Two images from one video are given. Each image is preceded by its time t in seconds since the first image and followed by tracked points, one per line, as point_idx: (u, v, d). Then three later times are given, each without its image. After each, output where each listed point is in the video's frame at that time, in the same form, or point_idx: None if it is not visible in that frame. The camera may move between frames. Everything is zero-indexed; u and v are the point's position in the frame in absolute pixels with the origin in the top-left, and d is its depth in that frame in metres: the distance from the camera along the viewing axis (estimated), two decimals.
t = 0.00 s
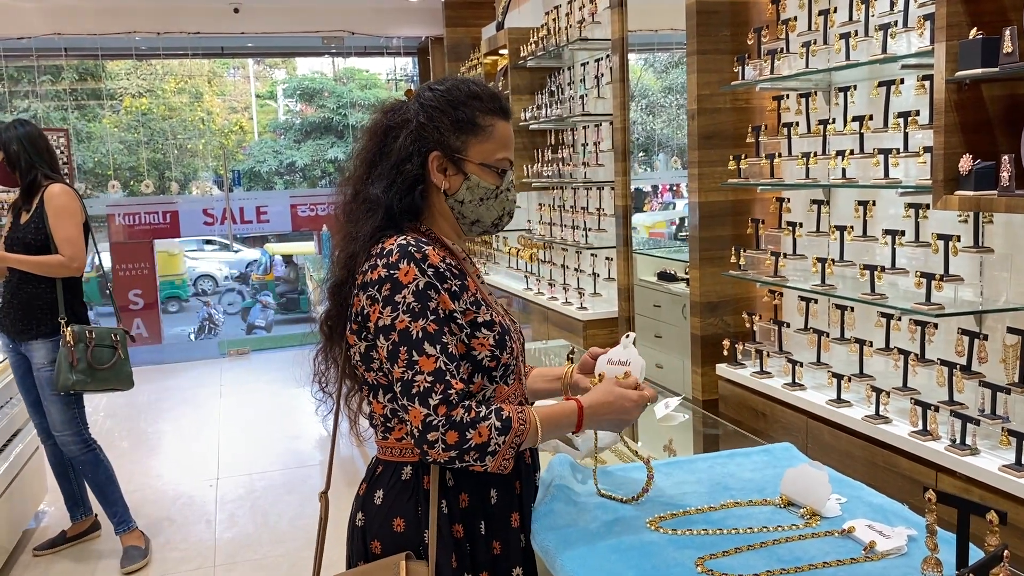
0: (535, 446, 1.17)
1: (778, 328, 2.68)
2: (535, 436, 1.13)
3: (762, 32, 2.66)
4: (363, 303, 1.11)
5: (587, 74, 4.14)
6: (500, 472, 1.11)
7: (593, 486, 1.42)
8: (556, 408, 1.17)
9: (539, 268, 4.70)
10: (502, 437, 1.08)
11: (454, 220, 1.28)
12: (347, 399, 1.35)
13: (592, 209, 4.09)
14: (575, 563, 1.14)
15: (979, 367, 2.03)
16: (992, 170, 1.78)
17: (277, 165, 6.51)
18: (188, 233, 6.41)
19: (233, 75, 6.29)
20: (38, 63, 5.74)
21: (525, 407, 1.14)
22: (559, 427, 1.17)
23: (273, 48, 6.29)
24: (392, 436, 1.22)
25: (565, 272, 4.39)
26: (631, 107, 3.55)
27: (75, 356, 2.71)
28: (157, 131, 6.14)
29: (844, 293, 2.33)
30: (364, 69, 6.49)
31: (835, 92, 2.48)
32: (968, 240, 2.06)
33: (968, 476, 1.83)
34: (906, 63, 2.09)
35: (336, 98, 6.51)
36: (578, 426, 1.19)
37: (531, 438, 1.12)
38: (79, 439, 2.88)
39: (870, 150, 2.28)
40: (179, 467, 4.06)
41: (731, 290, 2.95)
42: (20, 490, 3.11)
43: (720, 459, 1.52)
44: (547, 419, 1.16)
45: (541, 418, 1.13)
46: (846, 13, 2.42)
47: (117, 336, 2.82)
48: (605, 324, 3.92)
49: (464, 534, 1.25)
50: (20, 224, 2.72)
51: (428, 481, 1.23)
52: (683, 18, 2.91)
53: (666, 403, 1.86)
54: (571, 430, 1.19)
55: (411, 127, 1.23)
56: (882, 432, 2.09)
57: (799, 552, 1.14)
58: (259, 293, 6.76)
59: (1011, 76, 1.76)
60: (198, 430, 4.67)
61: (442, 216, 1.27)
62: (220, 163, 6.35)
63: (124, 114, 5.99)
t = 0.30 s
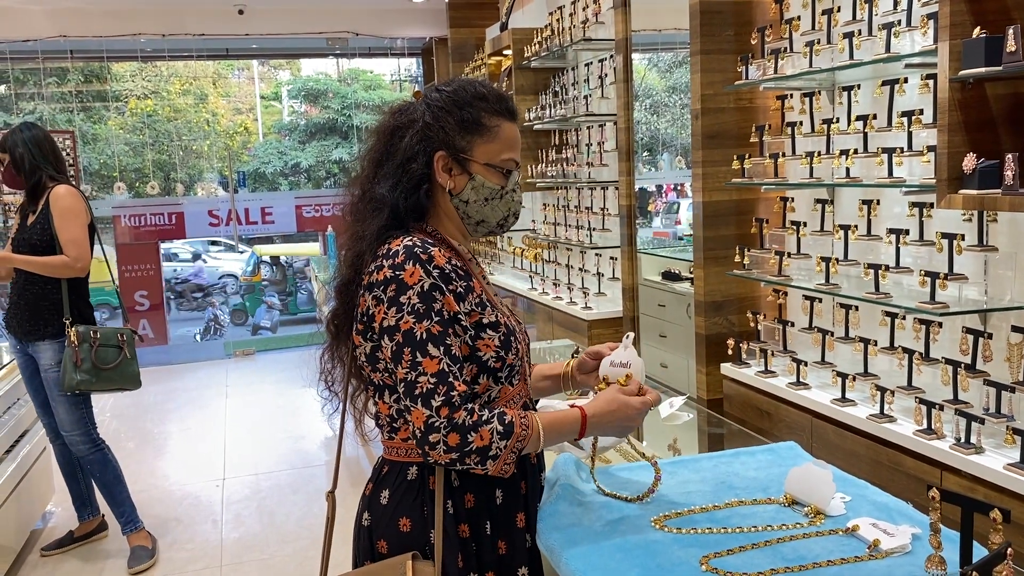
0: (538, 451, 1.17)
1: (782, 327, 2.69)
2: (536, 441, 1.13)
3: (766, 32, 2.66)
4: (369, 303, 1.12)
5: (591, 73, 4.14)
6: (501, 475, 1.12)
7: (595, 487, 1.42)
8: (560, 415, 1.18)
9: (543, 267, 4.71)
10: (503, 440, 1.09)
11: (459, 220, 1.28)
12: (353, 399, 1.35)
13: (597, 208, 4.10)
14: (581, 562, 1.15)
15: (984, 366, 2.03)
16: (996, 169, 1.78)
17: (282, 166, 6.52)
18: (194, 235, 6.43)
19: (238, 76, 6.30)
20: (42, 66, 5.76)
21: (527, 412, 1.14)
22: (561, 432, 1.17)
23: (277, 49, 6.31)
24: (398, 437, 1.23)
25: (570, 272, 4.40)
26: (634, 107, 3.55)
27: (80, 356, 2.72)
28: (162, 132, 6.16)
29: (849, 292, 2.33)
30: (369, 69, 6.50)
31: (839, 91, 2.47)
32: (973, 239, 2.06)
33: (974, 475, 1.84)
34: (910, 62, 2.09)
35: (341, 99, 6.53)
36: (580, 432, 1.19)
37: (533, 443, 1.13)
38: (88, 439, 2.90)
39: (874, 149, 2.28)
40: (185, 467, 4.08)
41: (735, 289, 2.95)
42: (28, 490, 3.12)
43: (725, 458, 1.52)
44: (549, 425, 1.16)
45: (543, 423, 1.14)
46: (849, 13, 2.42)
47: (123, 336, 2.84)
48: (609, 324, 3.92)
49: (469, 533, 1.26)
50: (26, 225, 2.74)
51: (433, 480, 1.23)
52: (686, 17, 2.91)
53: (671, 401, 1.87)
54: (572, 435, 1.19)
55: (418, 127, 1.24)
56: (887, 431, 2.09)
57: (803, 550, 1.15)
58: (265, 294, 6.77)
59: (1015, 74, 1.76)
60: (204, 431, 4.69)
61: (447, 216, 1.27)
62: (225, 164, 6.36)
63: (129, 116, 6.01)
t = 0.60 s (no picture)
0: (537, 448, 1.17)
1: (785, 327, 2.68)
2: (535, 439, 1.14)
3: (767, 30, 2.66)
4: (370, 301, 1.12)
5: (593, 73, 4.15)
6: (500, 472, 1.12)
7: (597, 486, 1.42)
8: (559, 413, 1.17)
9: (546, 267, 4.72)
10: (502, 438, 1.09)
11: (460, 219, 1.28)
12: (355, 397, 1.36)
13: (599, 208, 4.10)
14: (583, 561, 1.15)
15: (988, 364, 2.03)
16: (999, 166, 1.77)
17: (285, 166, 6.53)
18: (197, 236, 6.44)
19: (240, 77, 6.31)
20: (45, 68, 5.77)
21: (526, 411, 1.14)
22: (560, 430, 1.17)
23: (279, 50, 6.31)
24: (401, 436, 1.23)
25: (572, 272, 4.42)
26: (635, 105, 3.56)
27: (85, 355, 2.73)
28: (165, 133, 6.17)
29: (851, 290, 2.33)
30: (371, 70, 6.52)
31: (841, 89, 2.47)
32: (975, 237, 2.06)
33: (977, 473, 1.83)
34: (912, 60, 2.09)
35: (343, 100, 6.54)
36: (578, 429, 1.19)
37: (532, 440, 1.13)
38: (95, 439, 2.90)
39: (876, 148, 2.28)
40: (188, 468, 4.09)
41: (738, 289, 2.95)
42: (31, 491, 3.13)
43: (728, 456, 1.52)
44: (548, 423, 1.16)
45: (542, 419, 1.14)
46: (851, 11, 2.42)
47: (128, 335, 2.84)
48: (611, 323, 3.93)
49: (472, 533, 1.26)
50: (31, 226, 2.75)
51: (435, 480, 1.23)
52: (688, 17, 2.91)
53: (673, 400, 1.87)
54: (572, 433, 1.19)
55: (420, 125, 1.24)
56: (890, 429, 2.09)
57: (805, 548, 1.15)
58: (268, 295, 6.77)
59: (1017, 72, 1.75)
60: (208, 431, 4.70)
61: (448, 215, 1.27)
62: (228, 165, 6.38)
63: (133, 117, 6.03)
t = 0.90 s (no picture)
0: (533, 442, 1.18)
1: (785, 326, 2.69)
2: (530, 433, 1.15)
3: (767, 30, 2.67)
4: (370, 300, 1.13)
5: (593, 73, 4.16)
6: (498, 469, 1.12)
7: (595, 485, 1.42)
8: (554, 407, 1.18)
9: (547, 267, 4.73)
10: (499, 434, 1.10)
11: (460, 220, 1.29)
12: (356, 397, 1.36)
13: (599, 208, 4.11)
14: (582, 559, 1.15)
15: (987, 363, 2.03)
16: (996, 165, 1.77)
17: (287, 168, 6.55)
18: (199, 237, 6.47)
19: (242, 79, 6.32)
20: (48, 70, 5.79)
21: (521, 406, 1.15)
22: (556, 422, 1.18)
23: (281, 51, 6.32)
24: (401, 436, 1.23)
25: (573, 272, 4.43)
26: (636, 105, 3.57)
27: (90, 355, 2.74)
28: (168, 135, 6.19)
29: (851, 290, 2.34)
30: (373, 71, 6.53)
31: (840, 89, 2.47)
32: (974, 236, 2.06)
33: (976, 472, 1.84)
34: (910, 60, 2.09)
35: (345, 101, 6.55)
36: (575, 420, 1.20)
37: (527, 435, 1.14)
38: (99, 439, 2.92)
39: (875, 147, 2.29)
40: (190, 469, 4.10)
41: (738, 288, 2.95)
42: (35, 491, 3.14)
43: (726, 455, 1.53)
44: (543, 416, 1.17)
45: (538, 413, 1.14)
46: (850, 10, 2.42)
47: (133, 335, 2.85)
48: (612, 323, 3.94)
49: (471, 532, 1.26)
50: (35, 227, 2.76)
51: (434, 479, 1.24)
52: (688, 17, 2.92)
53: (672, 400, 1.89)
54: (569, 425, 1.20)
55: (421, 125, 1.25)
56: (890, 428, 2.09)
57: (803, 547, 1.15)
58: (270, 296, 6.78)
59: (1014, 71, 1.76)
60: (210, 432, 4.71)
61: (447, 215, 1.28)
62: (231, 167, 6.40)
63: (135, 119, 6.04)
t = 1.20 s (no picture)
0: (530, 429, 1.20)
1: (782, 323, 2.70)
2: (527, 420, 1.16)
3: (763, 29, 2.69)
4: (365, 297, 1.14)
5: (591, 73, 4.16)
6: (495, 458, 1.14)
7: (592, 481, 1.43)
8: (548, 392, 1.19)
9: (546, 266, 4.75)
10: (495, 423, 1.12)
11: (453, 222, 1.31)
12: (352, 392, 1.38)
13: (598, 207, 4.12)
14: (575, 553, 1.17)
15: (982, 359, 2.04)
16: (989, 162, 1.78)
17: (288, 168, 6.56)
18: (200, 238, 6.49)
19: (243, 80, 6.33)
20: (49, 71, 5.80)
21: (516, 394, 1.16)
22: (551, 408, 1.19)
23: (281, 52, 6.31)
24: (396, 431, 1.25)
25: (572, 271, 4.44)
26: (634, 105, 3.58)
27: (94, 353, 2.75)
28: (169, 136, 6.21)
29: (847, 287, 2.35)
30: (373, 71, 6.53)
31: (836, 87, 2.48)
32: (968, 232, 2.07)
33: (971, 467, 1.85)
34: (904, 58, 2.11)
35: (345, 102, 6.56)
36: (570, 404, 1.21)
37: (523, 423, 1.15)
38: (101, 438, 2.93)
39: (870, 145, 2.30)
40: (191, 468, 4.12)
41: (735, 286, 2.97)
42: (37, 491, 3.16)
43: (720, 451, 1.54)
44: (538, 403, 1.18)
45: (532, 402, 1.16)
46: (844, 9, 2.43)
47: (135, 333, 2.87)
48: (611, 322, 3.95)
49: (466, 527, 1.28)
50: (37, 227, 2.77)
51: (430, 474, 1.25)
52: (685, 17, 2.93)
53: (668, 397, 1.91)
54: (564, 410, 1.21)
55: (420, 126, 1.26)
56: (885, 424, 2.10)
57: (794, 540, 1.16)
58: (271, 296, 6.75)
59: (1007, 69, 1.77)
60: (211, 432, 4.73)
61: (442, 216, 1.30)
62: (232, 167, 6.42)
63: (136, 120, 6.06)
